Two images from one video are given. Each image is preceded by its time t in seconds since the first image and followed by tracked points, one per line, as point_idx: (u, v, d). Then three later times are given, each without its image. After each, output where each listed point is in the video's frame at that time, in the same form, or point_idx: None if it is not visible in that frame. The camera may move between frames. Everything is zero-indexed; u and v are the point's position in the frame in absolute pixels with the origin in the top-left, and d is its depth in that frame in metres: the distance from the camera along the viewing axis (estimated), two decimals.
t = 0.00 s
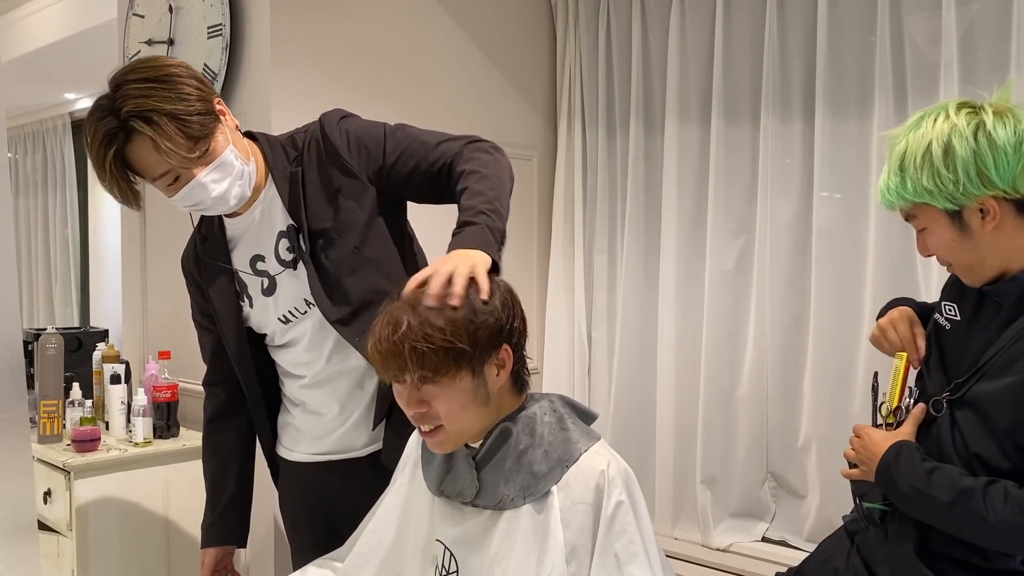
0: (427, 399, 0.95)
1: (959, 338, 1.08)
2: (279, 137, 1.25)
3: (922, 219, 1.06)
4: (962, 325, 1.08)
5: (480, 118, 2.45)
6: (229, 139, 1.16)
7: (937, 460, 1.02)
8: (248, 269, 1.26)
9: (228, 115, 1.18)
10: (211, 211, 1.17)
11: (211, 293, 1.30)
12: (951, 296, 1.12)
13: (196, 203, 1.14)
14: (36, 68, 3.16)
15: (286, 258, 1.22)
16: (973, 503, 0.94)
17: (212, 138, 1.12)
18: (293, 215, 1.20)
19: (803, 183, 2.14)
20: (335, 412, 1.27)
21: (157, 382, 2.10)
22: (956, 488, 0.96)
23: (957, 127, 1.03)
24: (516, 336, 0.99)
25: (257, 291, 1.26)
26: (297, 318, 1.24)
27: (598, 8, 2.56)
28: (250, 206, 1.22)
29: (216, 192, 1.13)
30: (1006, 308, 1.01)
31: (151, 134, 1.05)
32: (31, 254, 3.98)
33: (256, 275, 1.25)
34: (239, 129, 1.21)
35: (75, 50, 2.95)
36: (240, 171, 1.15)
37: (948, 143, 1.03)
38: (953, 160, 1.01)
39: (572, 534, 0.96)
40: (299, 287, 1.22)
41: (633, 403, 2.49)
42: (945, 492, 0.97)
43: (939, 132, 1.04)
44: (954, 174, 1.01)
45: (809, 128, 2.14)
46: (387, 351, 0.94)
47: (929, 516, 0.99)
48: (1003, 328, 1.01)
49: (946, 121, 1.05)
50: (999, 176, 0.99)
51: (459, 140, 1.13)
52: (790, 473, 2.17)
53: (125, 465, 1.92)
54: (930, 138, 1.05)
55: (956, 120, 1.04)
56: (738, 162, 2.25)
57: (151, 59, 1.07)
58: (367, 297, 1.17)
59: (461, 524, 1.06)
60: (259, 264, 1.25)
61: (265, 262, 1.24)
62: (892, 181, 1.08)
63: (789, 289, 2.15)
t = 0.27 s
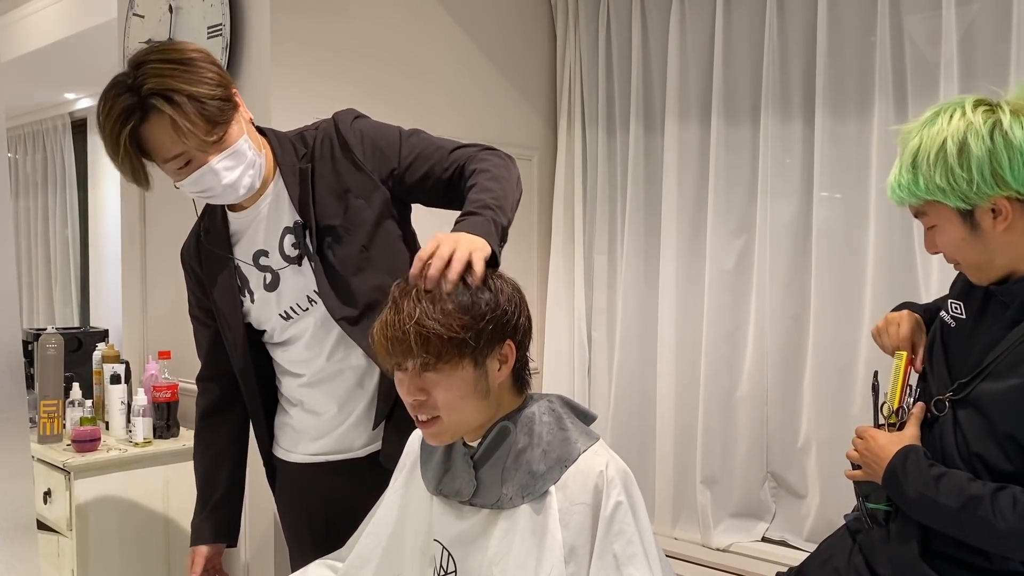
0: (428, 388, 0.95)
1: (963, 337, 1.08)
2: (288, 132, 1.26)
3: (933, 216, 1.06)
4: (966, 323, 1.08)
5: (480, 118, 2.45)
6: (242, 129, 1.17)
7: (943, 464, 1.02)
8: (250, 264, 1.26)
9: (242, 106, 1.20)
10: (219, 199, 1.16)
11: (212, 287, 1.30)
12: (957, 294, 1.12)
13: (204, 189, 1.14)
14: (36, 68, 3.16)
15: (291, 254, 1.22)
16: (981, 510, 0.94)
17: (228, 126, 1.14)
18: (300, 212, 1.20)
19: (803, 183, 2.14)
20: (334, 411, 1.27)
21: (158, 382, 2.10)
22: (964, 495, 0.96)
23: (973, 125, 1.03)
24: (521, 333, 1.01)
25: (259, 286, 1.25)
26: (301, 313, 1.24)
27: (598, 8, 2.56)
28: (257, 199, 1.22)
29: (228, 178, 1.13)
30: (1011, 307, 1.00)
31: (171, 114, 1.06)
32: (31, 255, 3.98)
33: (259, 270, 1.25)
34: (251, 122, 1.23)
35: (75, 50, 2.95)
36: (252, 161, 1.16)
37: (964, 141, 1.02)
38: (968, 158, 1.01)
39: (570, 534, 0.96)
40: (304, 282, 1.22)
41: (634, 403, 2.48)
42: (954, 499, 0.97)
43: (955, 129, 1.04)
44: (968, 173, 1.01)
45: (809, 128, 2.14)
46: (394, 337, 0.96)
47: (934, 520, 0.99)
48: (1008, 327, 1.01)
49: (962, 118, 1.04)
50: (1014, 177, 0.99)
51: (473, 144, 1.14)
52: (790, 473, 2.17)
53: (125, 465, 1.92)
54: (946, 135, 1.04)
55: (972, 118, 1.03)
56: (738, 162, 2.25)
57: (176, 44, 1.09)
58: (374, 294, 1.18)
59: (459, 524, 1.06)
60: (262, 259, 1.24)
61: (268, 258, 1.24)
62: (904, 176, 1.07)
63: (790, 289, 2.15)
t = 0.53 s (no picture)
0: (431, 377, 0.97)
1: (965, 337, 1.08)
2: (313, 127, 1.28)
3: (944, 212, 1.06)
4: (969, 324, 1.08)
5: (480, 118, 2.45)
6: (275, 112, 1.20)
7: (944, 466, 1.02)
8: (262, 252, 1.25)
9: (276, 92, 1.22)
10: (242, 176, 1.17)
11: (223, 274, 1.29)
12: (963, 295, 1.12)
13: (230, 164, 1.15)
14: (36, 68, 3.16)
15: (306, 245, 1.22)
16: (982, 513, 0.94)
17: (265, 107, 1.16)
18: (322, 204, 1.22)
19: (803, 183, 2.14)
20: (344, 408, 1.27)
21: (157, 382, 2.10)
22: (965, 497, 0.96)
23: (993, 122, 1.01)
24: (527, 332, 1.03)
25: (269, 276, 1.25)
26: (311, 305, 1.24)
27: (598, 8, 2.56)
28: (276, 186, 1.23)
29: (257, 156, 1.15)
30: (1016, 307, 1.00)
31: (216, 83, 1.08)
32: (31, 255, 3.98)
33: (271, 260, 1.25)
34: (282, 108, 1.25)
35: (76, 50, 2.95)
36: (281, 143, 1.18)
37: (982, 138, 1.01)
38: (984, 156, 1.00)
39: (569, 535, 0.96)
40: (316, 274, 1.22)
41: (633, 403, 2.48)
42: (955, 501, 0.97)
43: (975, 125, 1.03)
44: (983, 171, 1.00)
45: (809, 128, 2.13)
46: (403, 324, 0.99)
47: (935, 522, 0.99)
48: (1011, 330, 1.01)
49: (982, 115, 1.03)
50: None
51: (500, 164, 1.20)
52: (790, 474, 2.17)
53: (125, 465, 1.92)
54: (965, 131, 1.03)
55: (993, 115, 1.02)
56: (738, 162, 2.25)
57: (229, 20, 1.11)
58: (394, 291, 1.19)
59: (456, 525, 1.05)
60: (273, 249, 1.24)
61: (280, 248, 1.24)
62: (919, 170, 1.07)
63: (790, 289, 2.15)
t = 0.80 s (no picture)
0: (432, 368, 0.97)
1: (963, 335, 1.07)
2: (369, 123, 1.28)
3: (955, 187, 1.05)
4: (967, 323, 1.07)
5: (480, 117, 2.45)
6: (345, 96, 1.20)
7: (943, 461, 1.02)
8: (301, 236, 1.23)
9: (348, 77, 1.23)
10: (302, 153, 1.18)
11: (259, 256, 1.26)
12: (960, 294, 1.11)
13: (292, 139, 1.15)
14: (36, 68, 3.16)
15: (350, 236, 1.21)
16: (981, 508, 0.94)
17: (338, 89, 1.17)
18: (371, 197, 1.21)
19: (803, 183, 2.14)
20: (369, 407, 1.24)
21: (158, 382, 2.10)
22: (964, 491, 0.96)
23: None
24: (532, 331, 1.02)
25: (307, 262, 1.23)
26: (346, 296, 1.21)
27: (598, 8, 2.56)
28: (328, 173, 1.23)
29: (321, 136, 1.16)
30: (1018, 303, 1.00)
31: (297, 59, 1.09)
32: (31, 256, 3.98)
33: (310, 244, 1.22)
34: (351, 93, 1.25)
35: (76, 51, 2.95)
36: (347, 127, 1.19)
37: (1012, 123, 0.99)
38: (1008, 143, 0.99)
39: (567, 537, 0.96)
40: (355, 265, 1.20)
41: (634, 403, 2.48)
42: (954, 495, 0.97)
43: (1010, 108, 1.00)
44: (1001, 157, 0.99)
45: (809, 128, 2.13)
46: (409, 313, 0.99)
47: (935, 518, 0.99)
48: (1009, 331, 1.00)
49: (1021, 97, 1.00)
50: None
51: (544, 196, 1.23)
52: (790, 473, 2.17)
53: (125, 466, 1.92)
54: (999, 111, 1.01)
55: None
56: (738, 161, 2.25)
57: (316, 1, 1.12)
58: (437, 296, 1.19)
59: (454, 526, 1.04)
60: (314, 235, 1.23)
61: (321, 234, 1.22)
62: (941, 140, 1.05)
63: (790, 289, 2.15)
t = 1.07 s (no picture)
0: (433, 368, 0.97)
1: (950, 336, 1.06)
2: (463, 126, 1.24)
3: (969, 164, 1.03)
4: (953, 324, 1.06)
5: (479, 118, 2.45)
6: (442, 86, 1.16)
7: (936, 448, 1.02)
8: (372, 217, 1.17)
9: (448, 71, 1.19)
10: (384, 131, 1.13)
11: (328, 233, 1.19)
12: (941, 297, 1.11)
13: (379, 116, 1.11)
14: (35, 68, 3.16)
15: (424, 225, 1.15)
16: (960, 469, 0.94)
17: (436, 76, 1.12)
18: (450, 190, 1.16)
19: (803, 183, 2.14)
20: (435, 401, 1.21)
21: (158, 382, 2.10)
22: (948, 449, 0.95)
23: None
24: (533, 332, 1.02)
25: (378, 247, 1.18)
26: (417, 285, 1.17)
27: (598, 8, 2.56)
28: (409, 158, 1.17)
29: (409, 119, 1.11)
30: (1003, 299, 1.01)
31: (403, 35, 1.05)
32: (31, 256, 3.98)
33: (381, 228, 1.17)
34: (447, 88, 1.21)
35: (75, 51, 2.95)
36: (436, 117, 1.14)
37: None
38: None
39: (569, 537, 0.96)
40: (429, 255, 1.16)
41: (634, 403, 2.48)
42: (937, 453, 0.96)
43: None
44: None
45: (809, 128, 2.13)
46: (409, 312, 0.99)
47: (910, 471, 0.98)
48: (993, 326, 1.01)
49: None
50: None
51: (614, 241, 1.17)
52: (790, 474, 2.17)
53: (125, 466, 1.92)
54: None
55: None
56: (738, 162, 2.25)
57: None
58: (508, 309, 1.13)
59: (456, 526, 1.04)
60: (384, 219, 1.17)
61: (393, 219, 1.17)
62: (968, 112, 1.02)
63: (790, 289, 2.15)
